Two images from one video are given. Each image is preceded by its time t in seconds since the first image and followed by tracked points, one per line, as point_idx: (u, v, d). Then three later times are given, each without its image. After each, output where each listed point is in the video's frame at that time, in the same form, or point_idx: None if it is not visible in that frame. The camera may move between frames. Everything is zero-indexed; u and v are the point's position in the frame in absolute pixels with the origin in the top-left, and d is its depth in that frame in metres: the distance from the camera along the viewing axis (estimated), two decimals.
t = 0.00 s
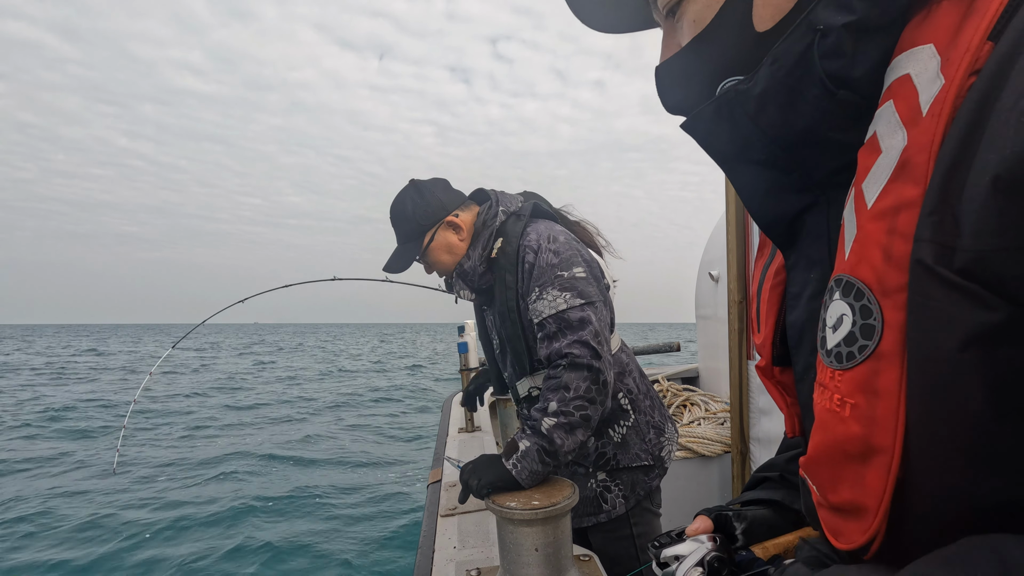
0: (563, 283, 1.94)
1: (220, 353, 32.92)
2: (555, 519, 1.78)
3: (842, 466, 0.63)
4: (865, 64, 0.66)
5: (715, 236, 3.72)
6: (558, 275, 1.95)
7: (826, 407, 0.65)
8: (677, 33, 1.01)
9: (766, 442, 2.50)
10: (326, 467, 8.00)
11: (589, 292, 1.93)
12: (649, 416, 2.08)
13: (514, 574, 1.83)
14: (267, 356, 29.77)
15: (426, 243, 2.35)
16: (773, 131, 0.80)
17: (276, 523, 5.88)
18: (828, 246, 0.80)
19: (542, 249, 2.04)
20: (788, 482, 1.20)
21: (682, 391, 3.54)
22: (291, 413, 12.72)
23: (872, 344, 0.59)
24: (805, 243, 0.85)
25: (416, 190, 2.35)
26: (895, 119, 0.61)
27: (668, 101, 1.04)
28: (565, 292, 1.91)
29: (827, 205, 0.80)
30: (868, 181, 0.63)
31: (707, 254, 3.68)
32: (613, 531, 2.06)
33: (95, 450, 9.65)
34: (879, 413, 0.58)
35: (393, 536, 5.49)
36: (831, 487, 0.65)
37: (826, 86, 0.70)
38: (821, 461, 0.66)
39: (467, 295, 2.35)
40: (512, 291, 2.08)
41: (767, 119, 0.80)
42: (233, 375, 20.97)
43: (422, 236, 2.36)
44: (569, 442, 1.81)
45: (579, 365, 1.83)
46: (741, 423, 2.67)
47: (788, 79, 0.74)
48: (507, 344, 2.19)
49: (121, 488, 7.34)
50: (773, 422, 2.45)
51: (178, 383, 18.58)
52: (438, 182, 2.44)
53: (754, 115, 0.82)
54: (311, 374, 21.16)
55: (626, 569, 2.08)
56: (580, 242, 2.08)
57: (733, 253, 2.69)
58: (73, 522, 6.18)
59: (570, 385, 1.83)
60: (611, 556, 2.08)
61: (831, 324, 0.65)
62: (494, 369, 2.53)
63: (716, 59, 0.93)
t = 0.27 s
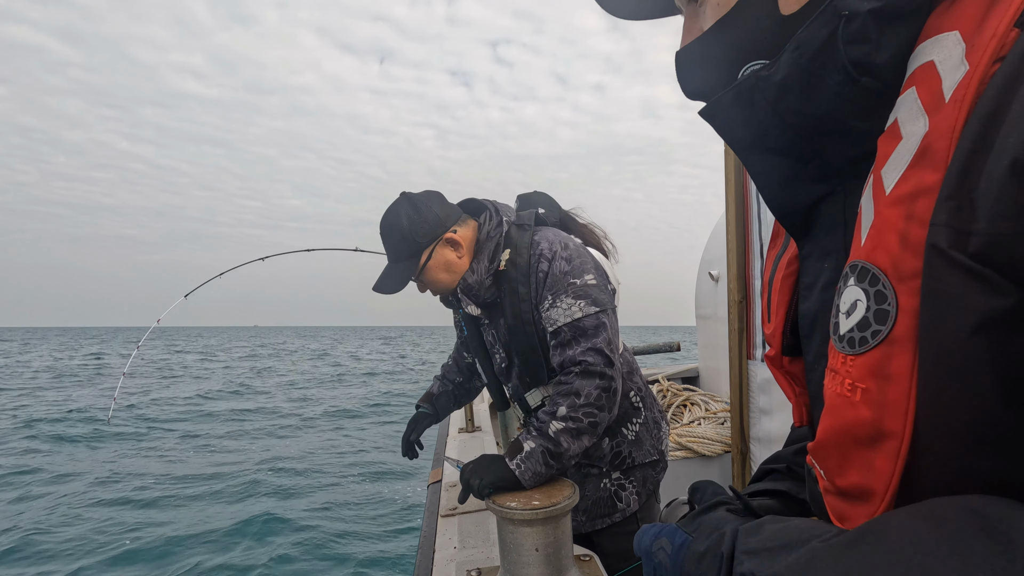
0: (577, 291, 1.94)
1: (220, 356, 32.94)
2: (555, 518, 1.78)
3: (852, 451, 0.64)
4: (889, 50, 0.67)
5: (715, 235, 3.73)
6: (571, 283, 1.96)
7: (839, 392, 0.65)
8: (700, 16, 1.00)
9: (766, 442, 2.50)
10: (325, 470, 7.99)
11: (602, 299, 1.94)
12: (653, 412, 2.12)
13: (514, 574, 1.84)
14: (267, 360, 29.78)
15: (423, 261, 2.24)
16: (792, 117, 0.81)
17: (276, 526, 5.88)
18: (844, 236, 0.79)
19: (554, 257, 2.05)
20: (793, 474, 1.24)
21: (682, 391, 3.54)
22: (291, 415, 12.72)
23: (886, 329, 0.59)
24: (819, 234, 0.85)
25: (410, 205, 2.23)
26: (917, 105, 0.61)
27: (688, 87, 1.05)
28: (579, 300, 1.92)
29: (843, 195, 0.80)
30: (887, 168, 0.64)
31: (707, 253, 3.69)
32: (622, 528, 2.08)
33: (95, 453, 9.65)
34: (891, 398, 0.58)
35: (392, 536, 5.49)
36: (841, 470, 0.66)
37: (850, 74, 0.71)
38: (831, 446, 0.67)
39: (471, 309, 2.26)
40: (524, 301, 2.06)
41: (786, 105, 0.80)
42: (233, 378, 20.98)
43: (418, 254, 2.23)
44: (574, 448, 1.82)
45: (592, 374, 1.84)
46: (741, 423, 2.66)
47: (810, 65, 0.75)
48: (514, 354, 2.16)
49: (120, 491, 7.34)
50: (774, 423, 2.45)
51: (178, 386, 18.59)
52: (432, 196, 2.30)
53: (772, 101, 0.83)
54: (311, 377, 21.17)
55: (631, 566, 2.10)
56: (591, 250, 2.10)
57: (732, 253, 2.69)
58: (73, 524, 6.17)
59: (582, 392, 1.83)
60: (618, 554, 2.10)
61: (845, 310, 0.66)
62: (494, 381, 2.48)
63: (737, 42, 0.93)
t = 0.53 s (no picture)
0: (574, 299, 1.93)
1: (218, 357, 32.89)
2: (555, 518, 1.78)
3: (878, 442, 0.72)
4: (926, 37, 0.74)
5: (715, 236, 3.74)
6: (568, 291, 1.95)
7: (866, 382, 0.73)
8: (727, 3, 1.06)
9: (767, 441, 2.50)
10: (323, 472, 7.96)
11: (601, 305, 1.94)
12: (654, 409, 2.13)
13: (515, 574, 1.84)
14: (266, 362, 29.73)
15: (407, 289, 2.04)
16: (822, 105, 0.88)
17: (274, 528, 5.85)
18: (868, 226, 0.89)
19: (547, 267, 2.03)
20: (798, 466, 1.26)
21: (682, 391, 3.54)
22: (289, 417, 12.69)
23: (918, 319, 0.67)
24: (841, 226, 0.94)
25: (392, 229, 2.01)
26: (957, 90, 0.68)
27: (714, 74, 1.10)
28: (579, 308, 1.91)
29: (867, 185, 0.89)
30: (924, 152, 0.71)
31: (706, 252, 3.69)
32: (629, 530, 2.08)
33: (92, 454, 9.63)
34: (920, 390, 0.66)
35: (390, 538, 5.47)
36: (865, 464, 0.74)
37: (884, 59, 0.78)
38: (856, 434, 0.75)
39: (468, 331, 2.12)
40: (522, 316, 2.01)
41: (816, 91, 0.88)
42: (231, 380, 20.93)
43: (401, 281, 2.02)
44: (576, 452, 1.82)
45: (599, 379, 1.84)
46: (741, 424, 2.64)
47: (845, 50, 0.81)
48: (515, 372, 2.09)
49: (118, 492, 7.31)
50: (773, 423, 2.45)
51: (175, 388, 18.53)
52: (414, 216, 2.09)
53: (801, 87, 0.90)
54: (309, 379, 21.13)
55: (636, 565, 2.10)
56: (580, 258, 2.10)
57: (732, 253, 2.68)
58: (70, 525, 6.14)
59: (589, 397, 1.83)
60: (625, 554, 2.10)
61: (876, 299, 0.73)
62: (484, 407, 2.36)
63: (772, 25, 0.99)
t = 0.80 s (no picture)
0: (558, 305, 1.92)
1: (218, 357, 32.94)
2: (556, 517, 1.77)
3: (907, 436, 0.71)
4: (970, 21, 0.73)
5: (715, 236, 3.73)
6: (549, 299, 1.94)
7: (896, 373, 0.72)
8: None
9: (767, 442, 2.49)
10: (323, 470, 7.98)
11: (584, 308, 1.94)
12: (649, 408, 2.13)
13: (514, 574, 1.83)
14: (265, 361, 29.76)
15: (383, 320, 1.87)
16: (857, 90, 0.86)
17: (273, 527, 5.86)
18: (896, 218, 0.85)
19: (524, 277, 2.00)
20: (807, 471, 1.28)
21: (682, 391, 3.54)
22: (288, 416, 12.72)
23: (957, 309, 0.66)
24: (866, 217, 0.90)
25: (366, 257, 1.87)
26: (1002, 76, 0.66)
27: (741, 60, 1.08)
28: (563, 314, 1.90)
29: (897, 175, 0.86)
30: (966, 140, 0.69)
31: (707, 252, 3.69)
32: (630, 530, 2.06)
33: (93, 452, 9.64)
34: (957, 379, 0.65)
35: (388, 536, 5.48)
36: (892, 457, 0.73)
37: (927, 42, 0.76)
38: (883, 428, 0.73)
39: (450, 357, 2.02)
40: (508, 332, 1.97)
41: (852, 76, 0.86)
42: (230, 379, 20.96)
43: (376, 312, 1.86)
44: (575, 451, 1.82)
45: (595, 380, 1.84)
46: (740, 424, 2.63)
47: (885, 33, 0.80)
48: (506, 388, 2.05)
49: (120, 491, 7.33)
50: (774, 423, 2.44)
51: (175, 387, 18.56)
52: (388, 243, 1.95)
53: (837, 73, 0.88)
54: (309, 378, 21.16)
55: (636, 565, 2.10)
56: (554, 264, 2.09)
57: (732, 253, 2.67)
58: (71, 524, 6.15)
59: (585, 397, 1.83)
60: (627, 554, 2.10)
61: (912, 288, 0.72)
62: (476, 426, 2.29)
63: (802, 12, 0.98)
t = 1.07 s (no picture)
0: (541, 313, 1.91)
1: (220, 354, 33.04)
2: (554, 518, 1.76)
3: (920, 436, 0.69)
4: (1001, 14, 0.71)
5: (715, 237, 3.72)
6: (530, 308, 1.93)
7: (910, 373, 0.70)
8: None
9: (765, 443, 2.48)
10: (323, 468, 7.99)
11: (566, 311, 1.94)
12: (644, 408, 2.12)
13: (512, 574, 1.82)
14: (266, 358, 29.84)
15: (366, 346, 1.85)
16: (879, 84, 0.85)
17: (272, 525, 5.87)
18: (916, 217, 0.83)
19: (501, 291, 1.99)
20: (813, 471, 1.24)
21: (682, 392, 3.52)
22: (289, 414, 12.74)
23: (977, 310, 0.64)
24: (886, 214, 0.88)
25: (348, 284, 1.84)
26: None
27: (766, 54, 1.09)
28: (546, 320, 1.89)
29: (920, 172, 0.84)
30: (992, 137, 0.67)
31: (708, 253, 3.67)
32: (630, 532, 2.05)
33: (94, 450, 9.67)
34: (975, 380, 0.64)
35: (386, 536, 5.49)
36: (904, 458, 0.71)
37: (956, 35, 0.75)
38: (895, 430, 0.72)
39: (435, 379, 1.98)
40: (493, 348, 1.95)
41: (874, 70, 0.85)
42: (231, 376, 21.01)
43: (359, 338, 1.83)
44: (573, 449, 1.81)
45: (587, 378, 1.83)
46: (740, 425, 2.61)
47: (913, 25, 0.78)
48: (498, 402, 2.03)
49: (122, 488, 7.36)
50: (774, 424, 2.42)
51: (176, 385, 18.61)
52: (367, 268, 1.92)
53: (860, 65, 0.87)
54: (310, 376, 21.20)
55: (635, 565, 2.09)
56: (530, 273, 2.08)
57: (732, 254, 2.65)
58: (73, 522, 6.17)
59: (578, 396, 1.82)
60: (627, 554, 2.08)
61: (930, 288, 0.71)
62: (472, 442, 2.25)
63: (825, 7, 0.97)
